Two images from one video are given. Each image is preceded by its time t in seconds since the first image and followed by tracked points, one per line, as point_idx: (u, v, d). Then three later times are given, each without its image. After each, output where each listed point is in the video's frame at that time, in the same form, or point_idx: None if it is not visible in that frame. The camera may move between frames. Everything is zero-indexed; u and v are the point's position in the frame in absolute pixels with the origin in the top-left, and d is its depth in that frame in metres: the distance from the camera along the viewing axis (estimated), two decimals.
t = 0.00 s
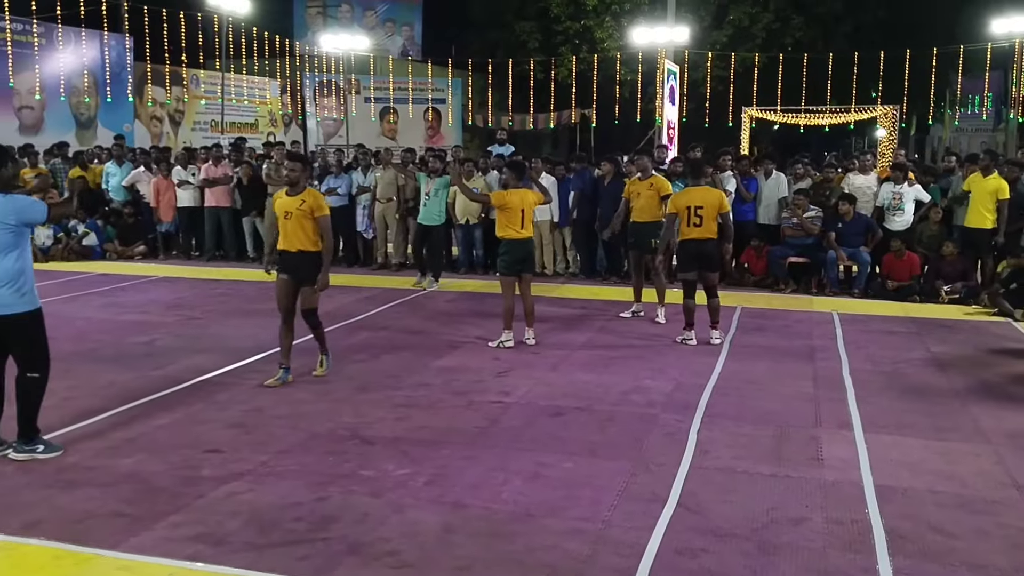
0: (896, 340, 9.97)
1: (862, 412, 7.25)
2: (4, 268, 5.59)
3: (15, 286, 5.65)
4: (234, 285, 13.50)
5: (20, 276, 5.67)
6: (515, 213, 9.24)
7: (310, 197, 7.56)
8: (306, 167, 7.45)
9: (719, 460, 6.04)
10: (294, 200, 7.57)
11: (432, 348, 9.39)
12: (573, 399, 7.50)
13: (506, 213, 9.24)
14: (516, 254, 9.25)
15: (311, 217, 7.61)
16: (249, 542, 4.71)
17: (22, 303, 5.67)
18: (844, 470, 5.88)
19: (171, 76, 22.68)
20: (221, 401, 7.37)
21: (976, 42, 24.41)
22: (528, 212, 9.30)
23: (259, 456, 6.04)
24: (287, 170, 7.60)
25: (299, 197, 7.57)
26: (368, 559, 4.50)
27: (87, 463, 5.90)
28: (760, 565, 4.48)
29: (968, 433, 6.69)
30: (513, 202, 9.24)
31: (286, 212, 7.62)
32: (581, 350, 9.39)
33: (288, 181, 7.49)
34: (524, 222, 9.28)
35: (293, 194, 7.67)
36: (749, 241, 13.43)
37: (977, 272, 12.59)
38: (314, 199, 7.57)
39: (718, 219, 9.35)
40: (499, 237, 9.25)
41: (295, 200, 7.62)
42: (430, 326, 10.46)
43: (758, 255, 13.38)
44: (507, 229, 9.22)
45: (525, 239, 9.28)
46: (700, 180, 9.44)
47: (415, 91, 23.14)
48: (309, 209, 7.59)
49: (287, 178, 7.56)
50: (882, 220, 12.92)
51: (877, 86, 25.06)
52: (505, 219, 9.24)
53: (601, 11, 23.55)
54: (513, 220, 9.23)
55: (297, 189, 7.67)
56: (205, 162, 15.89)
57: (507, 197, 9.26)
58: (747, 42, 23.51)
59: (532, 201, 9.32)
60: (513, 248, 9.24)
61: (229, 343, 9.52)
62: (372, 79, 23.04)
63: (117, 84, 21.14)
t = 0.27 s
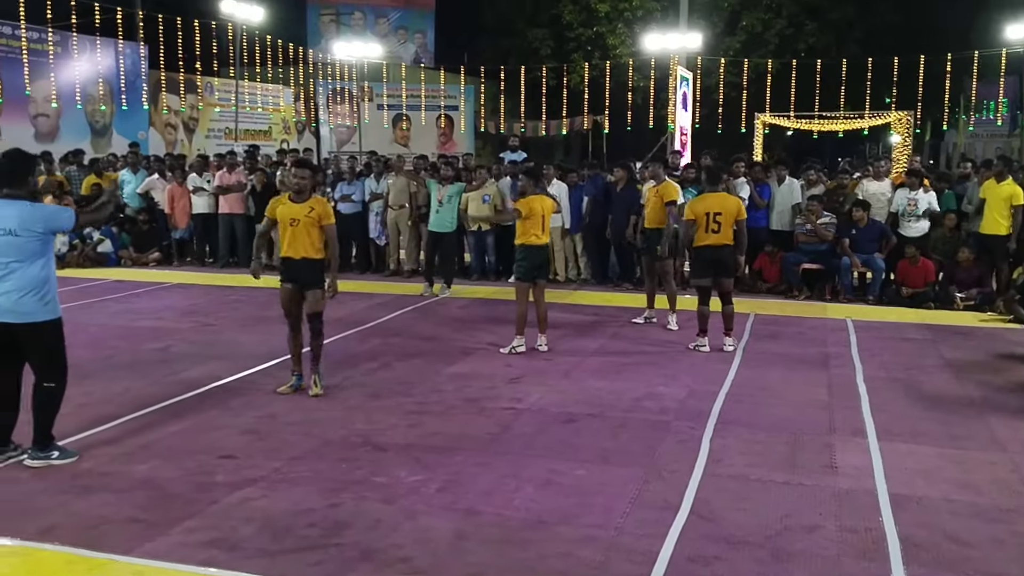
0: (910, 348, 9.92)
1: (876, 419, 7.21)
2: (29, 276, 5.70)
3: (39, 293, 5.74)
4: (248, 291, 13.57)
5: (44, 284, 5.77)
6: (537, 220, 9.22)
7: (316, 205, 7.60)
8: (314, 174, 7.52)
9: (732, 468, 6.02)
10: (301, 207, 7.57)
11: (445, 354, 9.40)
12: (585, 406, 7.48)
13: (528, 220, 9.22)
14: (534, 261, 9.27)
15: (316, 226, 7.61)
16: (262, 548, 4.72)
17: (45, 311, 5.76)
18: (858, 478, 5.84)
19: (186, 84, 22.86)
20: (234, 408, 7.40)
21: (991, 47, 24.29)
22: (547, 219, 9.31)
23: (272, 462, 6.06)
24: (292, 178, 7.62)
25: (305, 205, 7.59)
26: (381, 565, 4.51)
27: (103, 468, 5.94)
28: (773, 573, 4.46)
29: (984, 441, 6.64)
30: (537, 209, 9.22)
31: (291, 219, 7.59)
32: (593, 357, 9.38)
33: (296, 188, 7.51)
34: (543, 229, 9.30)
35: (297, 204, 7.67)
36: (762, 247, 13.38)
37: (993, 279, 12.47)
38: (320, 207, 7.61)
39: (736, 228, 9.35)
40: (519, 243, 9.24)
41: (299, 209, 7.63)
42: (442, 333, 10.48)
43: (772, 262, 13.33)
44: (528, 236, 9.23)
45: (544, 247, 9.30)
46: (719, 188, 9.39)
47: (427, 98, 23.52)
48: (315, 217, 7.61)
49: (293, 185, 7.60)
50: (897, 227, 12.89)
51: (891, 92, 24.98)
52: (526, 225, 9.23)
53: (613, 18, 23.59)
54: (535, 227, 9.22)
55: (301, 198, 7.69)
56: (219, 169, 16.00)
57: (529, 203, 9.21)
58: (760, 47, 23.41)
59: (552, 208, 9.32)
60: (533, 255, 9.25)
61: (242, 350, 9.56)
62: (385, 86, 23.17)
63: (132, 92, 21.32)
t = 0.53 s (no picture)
0: (929, 356, 9.84)
1: (894, 428, 7.16)
2: (42, 285, 5.67)
3: (53, 302, 5.73)
4: (265, 298, 13.64)
5: (58, 294, 5.75)
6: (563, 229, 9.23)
7: (338, 222, 7.41)
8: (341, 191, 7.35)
9: (749, 476, 5.99)
10: (325, 222, 7.34)
11: (461, 361, 9.41)
12: (601, 414, 7.47)
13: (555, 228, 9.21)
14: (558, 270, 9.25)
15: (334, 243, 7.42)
16: (279, 554, 4.74)
17: (59, 321, 5.75)
18: (876, 487, 5.80)
19: (205, 92, 23.04)
20: (252, 414, 7.44)
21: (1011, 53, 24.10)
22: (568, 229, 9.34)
23: (289, 469, 6.08)
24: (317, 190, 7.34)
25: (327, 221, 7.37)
26: (396, 571, 4.52)
27: (122, 474, 5.98)
28: None
29: (1004, 451, 6.57)
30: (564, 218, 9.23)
31: (313, 232, 7.32)
32: (609, 364, 9.36)
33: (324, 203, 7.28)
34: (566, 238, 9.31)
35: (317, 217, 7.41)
36: (779, 255, 13.31)
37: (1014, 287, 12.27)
38: (341, 224, 7.44)
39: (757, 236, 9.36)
40: (544, 251, 9.21)
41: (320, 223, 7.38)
42: (459, 340, 10.49)
43: (789, 270, 13.24)
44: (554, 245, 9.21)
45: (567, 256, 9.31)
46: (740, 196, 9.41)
47: (444, 106, 23.56)
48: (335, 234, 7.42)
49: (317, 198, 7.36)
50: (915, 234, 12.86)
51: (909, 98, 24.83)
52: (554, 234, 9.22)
53: (629, 25, 23.60)
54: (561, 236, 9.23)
55: (320, 211, 7.43)
56: (238, 177, 16.11)
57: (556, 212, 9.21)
58: (777, 54, 23.33)
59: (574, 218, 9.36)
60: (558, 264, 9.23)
61: (259, 356, 9.60)
62: (402, 94, 23.27)
63: (151, 100, 21.51)
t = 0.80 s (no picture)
0: (953, 364, 9.76)
1: (917, 437, 7.10)
2: (34, 301, 5.60)
3: (45, 317, 5.66)
4: (287, 305, 13.75)
5: (50, 308, 5.67)
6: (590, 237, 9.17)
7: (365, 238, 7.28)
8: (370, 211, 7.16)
9: (770, 485, 5.97)
10: (354, 241, 7.20)
11: (481, 369, 9.43)
12: (622, 422, 7.47)
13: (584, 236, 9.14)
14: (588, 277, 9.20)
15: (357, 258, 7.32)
16: (300, 560, 4.78)
17: (53, 336, 5.69)
18: (898, 496, 5.77)
19: (228, 101, 23.30)
20: (274, 420, 7.50)
21: None
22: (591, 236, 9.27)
23: (311, 475, 6.13)
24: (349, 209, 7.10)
25: (356, 235, 7.24)
26: None
27: (146, 480, 6.05)
28: None
29: None
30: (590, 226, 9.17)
31: (341, 251, 7.17)
32: (629, 372, 9.36)
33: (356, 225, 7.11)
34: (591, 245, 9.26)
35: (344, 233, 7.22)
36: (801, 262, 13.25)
37: None
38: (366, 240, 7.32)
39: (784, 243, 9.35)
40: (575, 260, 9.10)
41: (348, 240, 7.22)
42: (479, 347, 10.52)
43: (811, 277, 13.17)
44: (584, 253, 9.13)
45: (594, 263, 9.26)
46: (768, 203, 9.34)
47: (464, 113, 23.67)
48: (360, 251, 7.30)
49: (350, 217, 7.13)
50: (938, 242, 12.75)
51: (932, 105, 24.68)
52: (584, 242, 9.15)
53: (650, 32, 23.65)
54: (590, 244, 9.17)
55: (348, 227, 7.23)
56: (261, 185, 16.27)
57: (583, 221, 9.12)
58: (799, 61, 23.23)
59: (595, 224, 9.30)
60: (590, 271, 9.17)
61: (281, 363, 9.68)
62: (423, 102, 23.42)
63: (175, 109, 21.77)
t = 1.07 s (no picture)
0: (979, 372, 9.66)
1: (941, 446, 7.03)
2: (28, 308, 5.42)
3: (42, 325, 5.46)
4: (309, 312, 13.81)
5: (46, 315, 5.47)
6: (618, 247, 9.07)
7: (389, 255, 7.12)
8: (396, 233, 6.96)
9: (792, 494, 5.93)
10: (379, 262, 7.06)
11: (502, 375, 9.44)
12: (643, 429, 7.45)
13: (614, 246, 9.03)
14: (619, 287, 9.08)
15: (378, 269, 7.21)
16: (321, 565, 4.80)
17: (49, 343, 5.48)
18: (922, 505, 5.71)
19: (252, 109, 23.47)
20: (296, 426, 7.54)
21: None
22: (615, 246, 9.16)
23: (332, 480, 6.16)
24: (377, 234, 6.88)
25: (382, 251, 7.06)
26: None
27: (169, 484, 6.10)
28: None
29: None
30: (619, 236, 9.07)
31: (364, 270, 7.03)
32: (650, 379, 9.33)
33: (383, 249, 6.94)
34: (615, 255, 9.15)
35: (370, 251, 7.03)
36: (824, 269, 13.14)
37: None
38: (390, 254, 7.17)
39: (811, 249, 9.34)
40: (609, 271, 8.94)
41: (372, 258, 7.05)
42: (500, 354, 10.53)
43: (834, 285, 13.03)
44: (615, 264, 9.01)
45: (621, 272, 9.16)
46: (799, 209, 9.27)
47: (487, 121, 23.48)
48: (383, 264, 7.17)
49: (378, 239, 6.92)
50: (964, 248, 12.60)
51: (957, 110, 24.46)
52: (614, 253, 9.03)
53: (672, 39, 23.62)
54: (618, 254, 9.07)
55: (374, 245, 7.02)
56: (284, 192, 16.38)
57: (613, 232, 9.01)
58: (822, 67, 23.19)
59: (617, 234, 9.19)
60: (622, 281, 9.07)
61: (304, 369, 9.73)
62: (445, 109, 23.51)
63: (200, 117, 21.97)
